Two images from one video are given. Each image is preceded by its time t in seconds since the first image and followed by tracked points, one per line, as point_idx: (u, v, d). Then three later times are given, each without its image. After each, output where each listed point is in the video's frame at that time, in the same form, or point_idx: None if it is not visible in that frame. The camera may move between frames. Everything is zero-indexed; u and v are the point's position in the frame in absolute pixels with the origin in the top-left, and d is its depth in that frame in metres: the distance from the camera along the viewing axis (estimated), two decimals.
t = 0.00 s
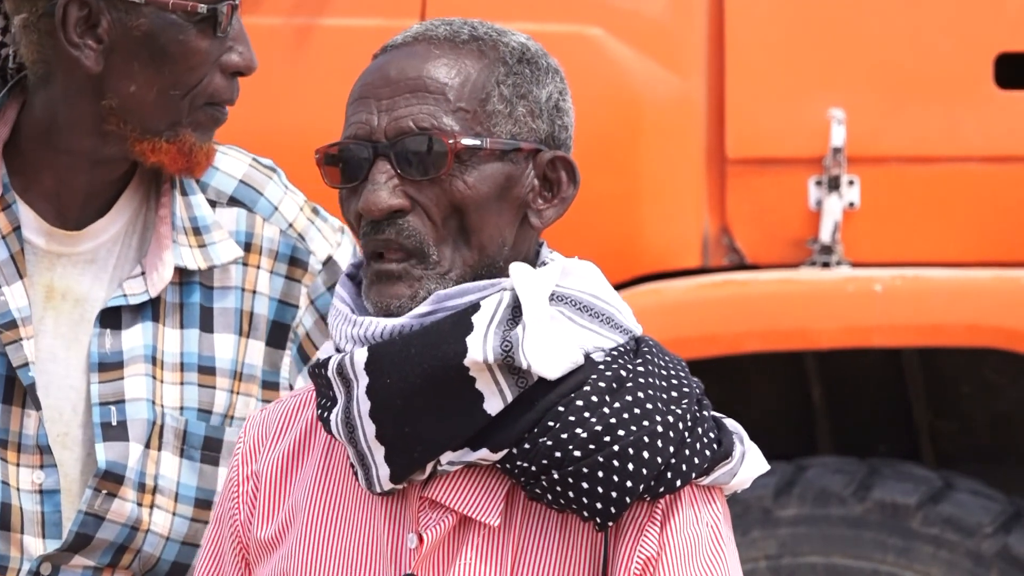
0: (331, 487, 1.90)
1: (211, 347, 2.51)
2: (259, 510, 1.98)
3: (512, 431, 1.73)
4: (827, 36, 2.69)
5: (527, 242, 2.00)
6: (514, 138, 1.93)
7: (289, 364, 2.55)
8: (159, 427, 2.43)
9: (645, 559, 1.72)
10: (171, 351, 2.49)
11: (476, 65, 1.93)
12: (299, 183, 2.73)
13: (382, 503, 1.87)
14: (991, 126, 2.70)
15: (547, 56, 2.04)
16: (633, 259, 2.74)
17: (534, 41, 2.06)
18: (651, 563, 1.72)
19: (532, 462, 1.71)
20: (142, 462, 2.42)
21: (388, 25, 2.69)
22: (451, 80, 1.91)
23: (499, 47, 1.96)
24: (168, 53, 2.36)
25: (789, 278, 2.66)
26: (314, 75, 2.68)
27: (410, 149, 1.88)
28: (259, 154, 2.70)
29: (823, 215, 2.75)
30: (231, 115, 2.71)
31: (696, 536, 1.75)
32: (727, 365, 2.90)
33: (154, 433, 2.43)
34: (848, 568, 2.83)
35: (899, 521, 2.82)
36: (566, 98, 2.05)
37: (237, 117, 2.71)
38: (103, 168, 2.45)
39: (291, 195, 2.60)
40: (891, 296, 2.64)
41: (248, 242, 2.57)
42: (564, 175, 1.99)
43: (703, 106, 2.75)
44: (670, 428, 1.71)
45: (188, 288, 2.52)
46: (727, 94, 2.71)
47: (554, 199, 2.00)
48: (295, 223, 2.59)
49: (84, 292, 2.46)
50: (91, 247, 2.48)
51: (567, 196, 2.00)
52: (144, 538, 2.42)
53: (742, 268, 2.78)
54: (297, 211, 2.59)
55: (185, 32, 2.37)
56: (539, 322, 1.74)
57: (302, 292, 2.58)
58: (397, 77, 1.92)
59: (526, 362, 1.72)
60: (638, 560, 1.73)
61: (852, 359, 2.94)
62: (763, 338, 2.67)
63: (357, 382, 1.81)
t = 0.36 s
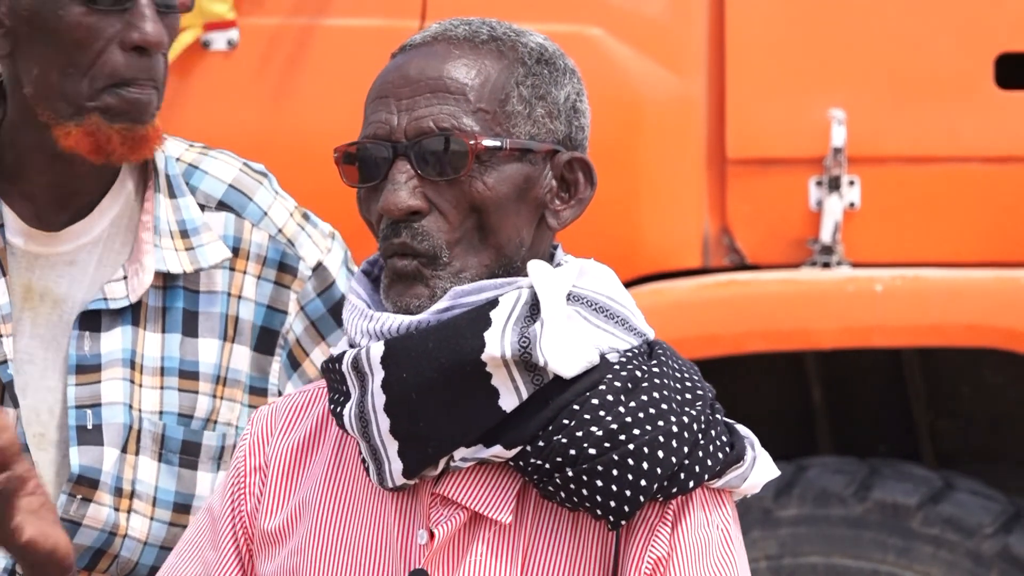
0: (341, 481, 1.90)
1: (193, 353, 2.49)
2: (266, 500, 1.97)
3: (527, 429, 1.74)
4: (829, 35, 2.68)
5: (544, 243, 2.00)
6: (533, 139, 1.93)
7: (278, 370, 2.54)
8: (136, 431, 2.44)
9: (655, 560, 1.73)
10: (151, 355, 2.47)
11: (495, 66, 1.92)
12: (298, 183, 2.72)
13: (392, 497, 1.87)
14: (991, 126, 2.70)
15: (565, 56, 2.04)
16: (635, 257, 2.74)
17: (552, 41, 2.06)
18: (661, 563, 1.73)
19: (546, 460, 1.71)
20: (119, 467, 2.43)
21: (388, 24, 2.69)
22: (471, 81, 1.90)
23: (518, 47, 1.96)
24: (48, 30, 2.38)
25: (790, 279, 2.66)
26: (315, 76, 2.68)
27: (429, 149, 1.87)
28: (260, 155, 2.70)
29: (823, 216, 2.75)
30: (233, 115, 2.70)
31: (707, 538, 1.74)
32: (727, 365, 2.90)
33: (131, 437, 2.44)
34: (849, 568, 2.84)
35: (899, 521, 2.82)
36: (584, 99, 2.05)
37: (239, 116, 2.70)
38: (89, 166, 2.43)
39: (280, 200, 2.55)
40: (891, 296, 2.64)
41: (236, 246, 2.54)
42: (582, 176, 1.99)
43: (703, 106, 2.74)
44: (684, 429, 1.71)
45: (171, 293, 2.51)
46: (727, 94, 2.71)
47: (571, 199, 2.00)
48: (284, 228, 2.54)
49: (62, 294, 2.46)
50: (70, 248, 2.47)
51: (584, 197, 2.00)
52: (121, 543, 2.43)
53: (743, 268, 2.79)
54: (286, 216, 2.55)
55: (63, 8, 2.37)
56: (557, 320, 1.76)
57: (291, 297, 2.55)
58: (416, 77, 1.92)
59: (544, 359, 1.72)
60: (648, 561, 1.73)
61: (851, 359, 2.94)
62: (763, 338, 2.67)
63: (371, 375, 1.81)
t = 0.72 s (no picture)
0: (348, 478, 1.90)
1: (170, 348, 2.50)
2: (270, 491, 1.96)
3: (537, 432, 1.74)
4: (830, 36, 2.68)
5: (553, 245, 1.99)
6: (545, 141, 1.93)
7: (270, 366, 2.56)
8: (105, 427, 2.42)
9: (665, 563, 1.73)
10: (126, 351, 2.47)
11: (509, 68, 1.93)
12: (298, 183, 2.71)
13: (399, 500, 1.86)
14: (992, 126, 2.70)
15: (578, 59, 2.05)
16: (636, 256, 2.75)
17: (564, 43, 2.06)
18: (671, 567, 1.72)
19: (556, 464, 1.71)
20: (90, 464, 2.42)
21: (389, 24, 2.68)
22: (485, 82, 1.90)
23: (532, 49, 1.96)
24: None
25: (789, 278, 2.66)
26: (315, 76, 2.67)
27: (441, 149, 1.87)
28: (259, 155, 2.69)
29: (823, 216, 2.75)
30: (232, 116, 2.69)
31: (715, 542, 1.74)
32: (727, 365, 2.90)
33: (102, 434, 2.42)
34: (848, 568, 2.83)
35: (899, 521, 2.82)
36: (595, 102, 2.05)
37: (238, 117, 2.69)
38: (68, 164, 2.48)
39: (267, 193, 2.56)
40: (891, 296, 2.64)
41: (217, 241, 2.57)
42: (592, 178, 2.00)
43: (703, 105, 2.74)
44: (694, 434, 1.72)
45: (148, 288, 2.52)
46: (727, 93, 2.71)
47: (581, 202, 2.00)
48: (269, 222, 2.56)
49: (35, 290, 2.46)
50: (41, 244, 2.49)
51: (595, 200, 2.01)
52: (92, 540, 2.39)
53: (742, 268, 2.78)
54: (273, 210, 2.56)
55: None
56: (572, 325, 1.76)
57: (280, 292, 2.57)
58: (429, 77, 1.92)
59: (557, 364, 1.73)
60: (658, 565, 1.73)
61: (851, 359, 2.94)
62: (763, 338, 2.66)
63: (382, 376, 1.80)
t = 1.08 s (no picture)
0: (345, 482, 1.90)
1: (159, 343, 2.50)
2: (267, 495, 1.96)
3: (536, 434, 1.74)
4: (829, 36, 2.68)
5: (546, 244, 2.00)
6: (536, 140, 1.93)
7: (266, 358, 2.55)
8: (98, 426, 2.45)
9: (664, 564, 1.73)
10: (115, 349, 2.49)
11: (499, 67, 1.93)
12: (298, 184, 2.71)
13: (398, 502, 1.87)
14: (993, 126, 2.70)
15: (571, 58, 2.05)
16: (634, 258, 2.74)
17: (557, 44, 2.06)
18: (671, 567, 1.73)
19: (554, 466, 1.71)
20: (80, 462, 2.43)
21: (389, 25, 2.68)
22: (474, 81, 1.91)
23: (522, 48, 1.97)
24: None
25: (789, 278, 2.66)
26: (315, 76, 2.67)
27: (428, 150, 1.87)
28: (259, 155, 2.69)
29: (823, 215, 2.75)
30: (232, 116, 2.69)
31: (715, 541, 1.74)
32: (728, 366, 2.90)
33: (92, 433, 2.44)
34: (849, 568, 2.83)
35: (899, 521, 2.82)
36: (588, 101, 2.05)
37: (238, 117, 2.69)
38: (49, 165, 2.46)
39: (253, 184, 2.56)
40: (891, 296, 2.64)
41: (205, 234, 2.56)
42: (585, 177, 1.99)
43: (703, 105, 2.74)
44: (692, 434, 1.72)
45: (136, 283, 2.52)
46: (727, 93, 2.71)
47: (573, 201, 1.99)
48: (258, 214, 2.56)
49: (21, 292, 2.46)
50: (27, 243, 2.48)
51: (587, 199, 2.00)
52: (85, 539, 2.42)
53: (742, 268, 2.78)
54: (261, 201, 2.56)
55: None
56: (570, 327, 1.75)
57: (271, 283, 2.57)
58: (419, 77, 1.92)
59: (553, 372, 1.73)
60: (657, 565, 1.73)
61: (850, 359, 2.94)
62: (764, 338, 2.66)
63: (380, 380, 1.81)
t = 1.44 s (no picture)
0: (338, 483, 1.90)
1: (146, 344, 2.42)
2: (265, 509, 1.97)
3: (529, 429, 1.75)
4: (829, 36, 2.68)
5: (547, 244, 1.99)
6: (546, 137, 1.93)
7: (252, 360, 2.50)
8: (82, 426, 2.35)
9: (658, 561, 1.72)
10: (101, 349, 2.40)
11: (516, 63, 1.94)
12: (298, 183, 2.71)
13: (394, 497, 1.87)
14: (992, 126, 2.70)
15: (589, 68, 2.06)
16: (634, 257, 2.75)
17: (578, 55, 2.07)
18: (664, 565, 1.72)
19: (548, 460, 1.71)
20: (64, 462, 2.33)
21: (390, 25, 2.68)
22: (490, 73, 1.92)
23: (542, 50, 1.98)
24: None
25: (790, 279, 2.66)
26: (316, 77, 2.68)
27: (439, 128, 1.88)
28: (261, 155, 2.70)
29: (823, 215, 2.75)
30: (232, 115, 2.70)
31: (709, 539, 1.75)
32: (728, 365, 2.90)
33: (77, 432, 2.35)
34: (849, 568, 2.83)
35: (899, 521, 2.82)
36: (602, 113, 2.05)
37: (238, 117, 2.70)
38: (32, 164, 2.37)
39: (241, 186, 2.53)
40: (891, 296, 2.64)
41: (192, 236, 2.49)
42: (591, 181, 1.99)
43: (703, 106, 2.74)
44: (686, 430, 1.72)
45: (122, 285, 2.43)
46: (727, 94, 2.71)
47: (579, 203, 1.99)
48: (246, 215, 2.52)
49: (6, 289, 2.38)
50: (15, 243, 2.39)
51: (592, 203, 2.00)
52: (69, 539, 2.33)
53: (742, 268, 2.79)
54: (248, 203, 2.52)
55: None
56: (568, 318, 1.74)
57: (258, 285, 2.52)
58: (436, 63, 1.94)
59: (550, 364, 1.72)
60: (651, 562, 1.72)
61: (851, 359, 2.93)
62: (763, 338, 2.67)
63: (375, 373, 1.81)
